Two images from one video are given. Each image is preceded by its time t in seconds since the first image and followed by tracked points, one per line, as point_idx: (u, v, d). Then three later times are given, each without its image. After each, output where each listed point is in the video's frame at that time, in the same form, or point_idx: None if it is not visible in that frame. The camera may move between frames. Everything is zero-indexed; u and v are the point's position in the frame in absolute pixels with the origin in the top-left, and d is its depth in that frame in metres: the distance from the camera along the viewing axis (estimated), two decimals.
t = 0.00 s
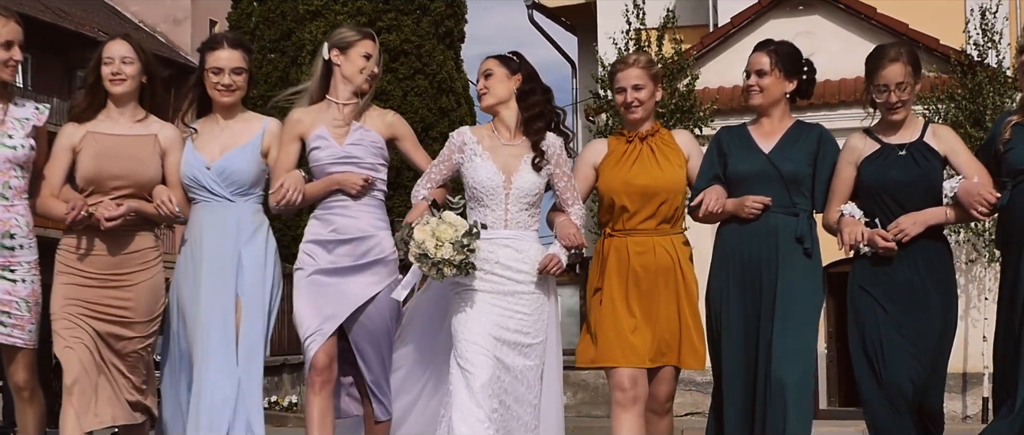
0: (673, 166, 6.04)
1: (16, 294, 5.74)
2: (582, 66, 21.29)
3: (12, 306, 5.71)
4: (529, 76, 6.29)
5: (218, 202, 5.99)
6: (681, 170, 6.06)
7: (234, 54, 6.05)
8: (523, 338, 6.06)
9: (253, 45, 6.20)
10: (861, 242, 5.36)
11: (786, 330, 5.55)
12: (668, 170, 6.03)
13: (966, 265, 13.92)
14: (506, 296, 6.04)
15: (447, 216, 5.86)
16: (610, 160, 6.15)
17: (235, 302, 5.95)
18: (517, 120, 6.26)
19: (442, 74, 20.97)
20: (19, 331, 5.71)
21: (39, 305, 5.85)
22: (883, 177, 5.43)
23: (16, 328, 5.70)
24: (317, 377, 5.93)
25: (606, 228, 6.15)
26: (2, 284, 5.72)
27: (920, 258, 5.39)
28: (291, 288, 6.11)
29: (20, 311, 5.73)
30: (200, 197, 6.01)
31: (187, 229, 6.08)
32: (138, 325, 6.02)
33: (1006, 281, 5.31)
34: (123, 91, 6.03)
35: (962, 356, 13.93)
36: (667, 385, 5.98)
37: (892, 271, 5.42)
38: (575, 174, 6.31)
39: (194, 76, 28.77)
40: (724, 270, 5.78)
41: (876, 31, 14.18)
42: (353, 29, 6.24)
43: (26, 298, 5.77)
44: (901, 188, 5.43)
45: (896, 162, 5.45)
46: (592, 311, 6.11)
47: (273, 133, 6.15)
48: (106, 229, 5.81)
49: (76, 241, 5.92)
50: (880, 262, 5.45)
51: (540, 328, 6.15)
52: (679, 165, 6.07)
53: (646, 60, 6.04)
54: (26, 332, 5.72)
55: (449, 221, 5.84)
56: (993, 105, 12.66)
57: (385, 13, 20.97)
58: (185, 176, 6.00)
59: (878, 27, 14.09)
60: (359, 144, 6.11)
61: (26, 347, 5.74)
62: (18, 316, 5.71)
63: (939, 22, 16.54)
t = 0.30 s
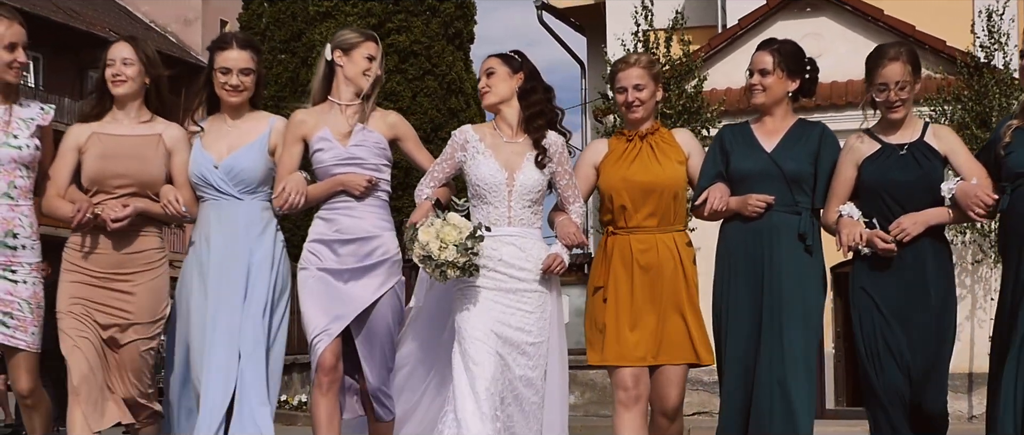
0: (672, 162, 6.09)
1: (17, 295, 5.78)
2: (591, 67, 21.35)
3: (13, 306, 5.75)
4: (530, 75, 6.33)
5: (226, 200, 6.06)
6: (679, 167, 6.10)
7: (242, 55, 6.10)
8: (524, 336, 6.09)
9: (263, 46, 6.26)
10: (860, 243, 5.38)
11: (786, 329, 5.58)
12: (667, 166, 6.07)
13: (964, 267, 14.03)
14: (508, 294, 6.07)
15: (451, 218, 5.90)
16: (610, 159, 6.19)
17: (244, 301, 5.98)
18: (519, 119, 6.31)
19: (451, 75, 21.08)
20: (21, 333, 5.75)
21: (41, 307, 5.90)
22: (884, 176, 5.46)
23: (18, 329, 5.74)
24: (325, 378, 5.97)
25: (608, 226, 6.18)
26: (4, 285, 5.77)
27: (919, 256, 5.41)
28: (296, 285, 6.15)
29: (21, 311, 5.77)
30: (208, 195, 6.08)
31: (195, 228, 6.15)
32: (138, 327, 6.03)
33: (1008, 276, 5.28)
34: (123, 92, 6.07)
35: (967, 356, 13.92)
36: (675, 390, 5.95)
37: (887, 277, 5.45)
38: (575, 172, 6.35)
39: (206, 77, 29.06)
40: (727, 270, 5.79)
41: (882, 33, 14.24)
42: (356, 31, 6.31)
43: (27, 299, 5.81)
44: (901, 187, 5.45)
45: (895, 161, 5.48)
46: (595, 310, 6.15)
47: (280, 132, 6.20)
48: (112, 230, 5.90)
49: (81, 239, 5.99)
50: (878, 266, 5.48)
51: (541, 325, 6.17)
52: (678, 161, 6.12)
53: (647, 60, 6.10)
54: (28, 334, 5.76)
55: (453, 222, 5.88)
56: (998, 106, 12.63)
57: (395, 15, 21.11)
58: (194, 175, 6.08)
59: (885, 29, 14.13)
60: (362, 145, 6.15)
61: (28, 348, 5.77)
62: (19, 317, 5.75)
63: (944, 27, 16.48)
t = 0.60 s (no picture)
0: (672, 161, 6.15)
1: (19, 295, 5.85)
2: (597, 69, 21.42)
3: (15, 306, 5.81)
4: (531, 74, 6.38)
5: (235, 200, 6.13)
6: (678, 165, 6.16)
7: (248, 58, 6.16)
8: (526, 333, 6.10)
9: (268, 47, 6.31)
10: (856, 242, 5.43)
11: (785, 328, 5.62)
12: (666, 164, 6.13)
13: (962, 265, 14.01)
14: (510, 292, 6.12)
15: (451, 215, 5.97)
16: (610, 158, 6.27)
17: (250, 299, 6.05)
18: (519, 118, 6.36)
19: (458, 78, 21.14)
20: (21, 333, 5.79)
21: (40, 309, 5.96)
22: (880, 173, 5.52)
23: (19, 330, 5.78)
24: (330, 381, 6.04)
25: (608, 225, 6.24)
26: (5, 285, 5.83)
27: (914, 252, 5.45)
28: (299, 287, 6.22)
29: (22, 312, 5.82)
30: (216, 195, 6.16)
31: (203, 228, 6.23)
32: (140, 326, 6.04)
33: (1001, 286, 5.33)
34: (126, 95, 6.13)
35: (971, 356, 13.92)
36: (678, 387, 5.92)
37: (884, 272, 5.49)
38: (575, 170, 6.42)
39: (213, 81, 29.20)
40: (728, 269, 5.80)
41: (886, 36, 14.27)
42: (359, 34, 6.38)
43: (29, 300, 5.87)
44: (897, 184, 5.52)
45: (892, 159, 5.54)
46: (597, 311, 6.23)
47: (285, 131, 6.29)
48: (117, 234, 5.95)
49: (85, 242, 6.06)
50: (873, 260, 5.53)
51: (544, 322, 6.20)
52: (677, 160, 6.18)
53: (647, 61, 6.16)
54: (27, 334, 5.81)
55: (453, 219, 5.95)
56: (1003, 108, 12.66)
57: (402, 18, 21.17)
58: (202, 175, 6.16)
59: (889, 31, 14.18)
60: (367, 148, 6.22)
61: (26, 349, 5.81)
62: (20, 317, 5.80)
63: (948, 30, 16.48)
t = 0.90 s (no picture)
0: (672, 159, 6.20)
1: (20, 287, 5.88)
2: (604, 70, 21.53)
3: (15, 298, 5.83)
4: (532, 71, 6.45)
5: (240, 200, 6.19)
6: (678, 163, 6.21)
7: (252, 56, 6.21)
8: (527, 331, 6.14)
9: (272, 47, 6.39)
10: (852, 238, 5.50)
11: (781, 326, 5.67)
12: (666, 161, 6.18)
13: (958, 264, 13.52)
14: (511, 289, 6.18)
15: (449, 207, 6.01)
16: (610, 155, 6.33)
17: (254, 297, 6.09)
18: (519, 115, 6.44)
19: (463, 79, 21.22)
20: (19, 322, 5.80)
21: (40, 300, 5.98)
22: (875, 170, 5.70)
23: (17, 319, 5.80)
24: (335, 384, 6.13)
25: (608, 223, 6.31)
26: (6, 278, 5.88)
27: (908, 248, 5.53)
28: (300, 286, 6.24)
29: (21, 303, 5.84)
30: (221, 193, 6.21)
31: (208, 226, 6.27)
32: (143, 314, 6.08)
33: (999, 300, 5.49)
34: (127, 95, 6.16)
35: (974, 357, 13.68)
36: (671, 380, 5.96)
37: (878, 267, 5.57)
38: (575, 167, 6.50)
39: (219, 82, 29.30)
40: (726, 267, 5.83)
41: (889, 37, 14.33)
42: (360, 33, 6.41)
43: (29, 291, 5.89)
44: (891, 180, 5.69)
45: (887, 155, 5.71)
46: (594, 310, 6.28)
47: (289, 130, 6.33)
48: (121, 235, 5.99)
49: (89, 242, 6.10)
50: (865, 259, 5.61)
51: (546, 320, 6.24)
52: (678, 158, 6.23)
53: (646, 60, 6.21)
54: (25, 323, 5.82)
55: (451, 211, 6.00)
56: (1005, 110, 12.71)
57: (408, 19, 21.32)
58: (208, 174, 6.20)
59: (891, 34, 14.21)
60: (371, 148, 6.28)
61: (22, 339, 5.81)
62: (18, 307, 5.82)
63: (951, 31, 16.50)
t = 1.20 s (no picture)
0: (671, 158, 6.25)
1: (19, 275, 5.82)
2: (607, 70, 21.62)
3: (12, 285, 5.78)
4: (530, 70, 6.51)
5: (245, 199, 6.25)
6: (676, 163, 6.26)
7: (255, 55, 6.27)
8: (525, 324, 6.15)
9: (275, 46, 6.44)
10: (850, 236, 5.53)
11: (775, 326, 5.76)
12: (665, 160, 6.24)
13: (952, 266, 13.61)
14: (510, 286, 6.23)
15: (448, 197, 6.05)
16: (609, 153, 6.40)
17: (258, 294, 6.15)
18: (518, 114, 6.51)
19: (467, 79, 21.30)
20: (12, 308, 5.72)
21: (40, 291, 5.90)
22: (869, 168, 5.68)
23: (10, 304, 5.72)
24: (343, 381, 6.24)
25: (606, 222, 6.38)
26: (5, 269, 5.82)
27: (903, 245, 5.57)
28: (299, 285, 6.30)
29: (18, 290, 5.78)
30: (225, 192, 6.26)
31: (210, 225, 6.31)
32: (145, 301, 6.14)
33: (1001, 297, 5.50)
34: (127, 94, 6.22)
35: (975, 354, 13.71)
36: (668, 369, 5.98)
37: (873, 265, 5.60)
38: (573, 167, 6.58)
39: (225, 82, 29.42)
40: (722, 266, 5.90)
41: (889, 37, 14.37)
42: (361, 30, 6.44)
43: (27, 279, 5.82)
44: (883, 178, 5.68)
45: (880, 155, 5.70)
46: (592, 308, 6.38)
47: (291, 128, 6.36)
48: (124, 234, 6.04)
49: (92, 243, 6.13)
50: (862, 257, 5.65)
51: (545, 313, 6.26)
52: (677, 158, 6.28)
53: (644, 61, 6.26)
54: (19, 309, 5.74)
55: (450, 202, 6.03)
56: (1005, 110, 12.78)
57: (412, 20, 21.39)
58: (211, 173, 6.24)
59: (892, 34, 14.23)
60: (370, 142, 6.31)
61: (14, 324, 5.72)
62: (14, 294, 5.75)
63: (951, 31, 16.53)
